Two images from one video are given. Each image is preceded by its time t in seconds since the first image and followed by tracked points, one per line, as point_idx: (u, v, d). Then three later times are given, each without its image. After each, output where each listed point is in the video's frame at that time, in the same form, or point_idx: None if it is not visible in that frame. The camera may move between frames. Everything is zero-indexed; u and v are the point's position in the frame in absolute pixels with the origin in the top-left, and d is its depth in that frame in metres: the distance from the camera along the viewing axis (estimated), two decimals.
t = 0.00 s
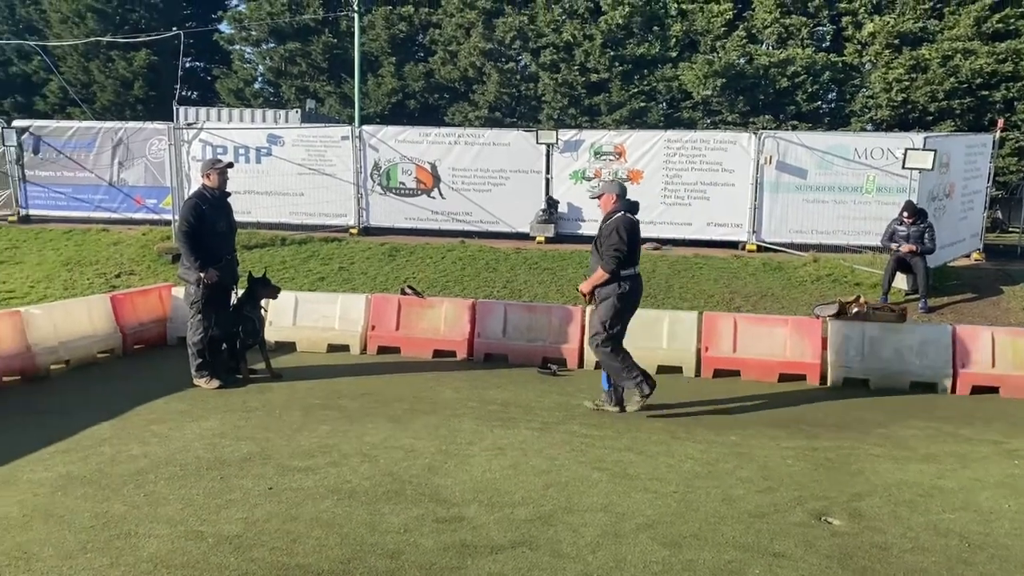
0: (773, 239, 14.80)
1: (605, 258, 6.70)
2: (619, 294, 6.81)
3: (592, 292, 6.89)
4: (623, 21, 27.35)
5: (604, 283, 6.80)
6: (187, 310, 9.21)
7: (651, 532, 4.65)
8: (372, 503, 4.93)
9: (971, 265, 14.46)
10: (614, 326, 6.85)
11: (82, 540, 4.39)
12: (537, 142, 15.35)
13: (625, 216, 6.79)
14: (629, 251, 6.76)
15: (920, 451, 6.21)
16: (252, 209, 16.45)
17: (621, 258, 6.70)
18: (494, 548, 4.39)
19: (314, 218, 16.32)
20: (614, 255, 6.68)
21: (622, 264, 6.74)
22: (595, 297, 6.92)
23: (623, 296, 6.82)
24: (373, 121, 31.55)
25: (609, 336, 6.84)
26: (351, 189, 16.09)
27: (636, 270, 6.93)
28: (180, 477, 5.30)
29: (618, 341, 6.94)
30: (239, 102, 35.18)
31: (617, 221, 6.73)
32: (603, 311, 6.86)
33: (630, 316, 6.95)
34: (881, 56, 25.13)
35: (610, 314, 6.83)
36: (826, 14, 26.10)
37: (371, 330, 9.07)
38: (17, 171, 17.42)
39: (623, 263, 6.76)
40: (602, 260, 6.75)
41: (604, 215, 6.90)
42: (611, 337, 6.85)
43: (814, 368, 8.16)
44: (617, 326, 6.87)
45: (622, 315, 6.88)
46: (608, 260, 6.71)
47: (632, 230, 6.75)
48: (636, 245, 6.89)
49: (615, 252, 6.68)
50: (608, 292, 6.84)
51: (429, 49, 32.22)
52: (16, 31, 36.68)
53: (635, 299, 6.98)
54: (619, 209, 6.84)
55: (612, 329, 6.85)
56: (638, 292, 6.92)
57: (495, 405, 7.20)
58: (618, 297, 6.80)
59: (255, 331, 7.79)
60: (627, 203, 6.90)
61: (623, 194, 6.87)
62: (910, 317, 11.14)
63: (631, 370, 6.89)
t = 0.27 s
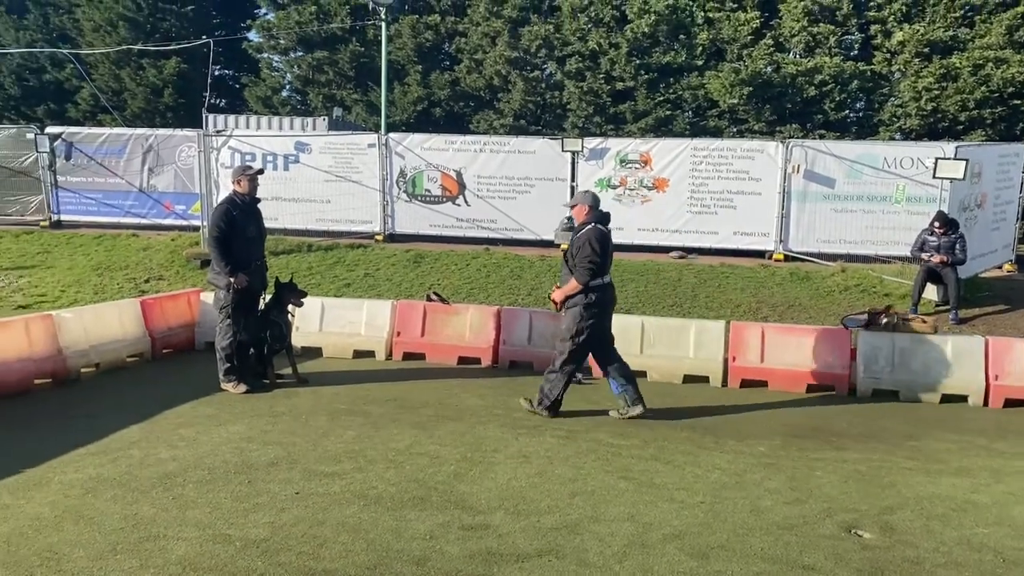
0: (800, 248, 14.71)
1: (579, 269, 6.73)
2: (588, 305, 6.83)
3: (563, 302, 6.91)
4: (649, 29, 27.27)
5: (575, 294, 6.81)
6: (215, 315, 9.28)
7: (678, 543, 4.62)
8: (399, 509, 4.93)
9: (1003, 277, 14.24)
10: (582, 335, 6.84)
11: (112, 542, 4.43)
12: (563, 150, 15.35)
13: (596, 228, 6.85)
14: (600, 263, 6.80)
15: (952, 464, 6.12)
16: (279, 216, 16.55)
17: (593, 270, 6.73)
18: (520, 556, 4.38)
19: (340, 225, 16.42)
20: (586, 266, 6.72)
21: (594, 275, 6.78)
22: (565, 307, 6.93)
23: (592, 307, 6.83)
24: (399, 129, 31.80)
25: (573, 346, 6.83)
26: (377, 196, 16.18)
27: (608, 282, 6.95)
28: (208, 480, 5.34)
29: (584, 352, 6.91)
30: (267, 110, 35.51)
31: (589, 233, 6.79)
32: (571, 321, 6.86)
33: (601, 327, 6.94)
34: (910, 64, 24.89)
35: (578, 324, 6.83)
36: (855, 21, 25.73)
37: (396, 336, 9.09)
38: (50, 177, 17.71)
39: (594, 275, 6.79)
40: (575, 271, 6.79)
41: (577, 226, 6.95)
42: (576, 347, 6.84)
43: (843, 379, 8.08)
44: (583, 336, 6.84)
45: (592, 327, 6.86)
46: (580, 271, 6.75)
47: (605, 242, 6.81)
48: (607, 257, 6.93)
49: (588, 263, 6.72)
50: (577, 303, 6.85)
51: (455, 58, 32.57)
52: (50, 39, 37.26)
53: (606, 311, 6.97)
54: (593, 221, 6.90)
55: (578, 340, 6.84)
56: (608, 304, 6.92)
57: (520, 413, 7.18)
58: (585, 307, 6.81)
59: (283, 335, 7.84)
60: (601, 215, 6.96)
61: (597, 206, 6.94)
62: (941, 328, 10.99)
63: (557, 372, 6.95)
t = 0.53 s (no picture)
0: (826, 257, 14.58)
1: (536, 265, 6.81)
2: (554, 301, 6.89)
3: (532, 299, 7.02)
4: (675, 36, 27.21)
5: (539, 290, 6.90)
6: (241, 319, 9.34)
7: (702, 552, 4.57)
8: (420, 514, 4.93)
9: None
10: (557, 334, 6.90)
11: (136, 543, 4.46)
12: (587, 156, 15.32)
13: (564, 225, 6.88)
14: (563, 259, 6.83)
15: (982, 476, 6.01)
16: (305, 221, 16.65)
17: (552, 266, 6.77)
18: (542, 563, 4.35)
19: (365, 231, 16.50)
20: (544, 261, 6.77)
21: (556, 272, 6.83)
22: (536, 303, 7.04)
23: (559, 303, 6.88)
24: (423, 135, 31.92)
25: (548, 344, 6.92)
26: (401, 202, 16.26)
27: (577, 279, 6.99)
28: (232, 483, 5.36)
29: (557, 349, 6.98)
30: (292, 116, 35.80)
31: (554, 230, 6.84)
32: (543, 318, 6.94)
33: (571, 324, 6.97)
34: (939, 71, 24.74)
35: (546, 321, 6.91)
36: (882, 28, 25.44)
37: (419, 342, 9.11)
38: (79, 182, 17.98)
39: (558, 271, 6.84)
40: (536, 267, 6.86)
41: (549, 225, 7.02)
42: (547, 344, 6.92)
43: (869, 389, 7.99)
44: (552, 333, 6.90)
45: (560, 324, 6.91)
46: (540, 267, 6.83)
47: (567, 240, 6.83)
48: (576, 254, 6.96)
49: (546, 259, 6.77)
50: (545, 299, 6.93)
51: (480, 65, 32.62)
52: (81, 46, 37.82)
53: (576, 308, 7.02)
54: (561, 219, 6.94)
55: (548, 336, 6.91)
56: (577, 301, 6.95)
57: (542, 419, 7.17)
58: (552, 304, 6.88)
59: (307, 340, 7.89)
60: (572, 213, 6.98)
61: (566, 204, 6.96)
62: (971, 339, 10.83)
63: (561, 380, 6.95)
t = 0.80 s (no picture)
0: (850, 264, 14.44)
1: (507, 274, 6.90)
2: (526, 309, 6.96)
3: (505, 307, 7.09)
4: (697, 41, 27.13)
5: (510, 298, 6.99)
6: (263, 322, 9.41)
7: (722, 560, 4.54)
8: (439, 518, 4.93)
9: None
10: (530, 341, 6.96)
11: (158, 543, 4.50)
12: (608, 162, 15.30)
13: (534, 234, 6.97)
14: (534, 268, 6.91)
15: (1009, 487, 5.92)
16: (327, 226, 16.78)
17: (522, 274, 6.85)
18: (560, 569, 4.34)
19: (386, 235, 16.57)
20: (515, 270, 6.85)
21: (527, 280, 6.92)
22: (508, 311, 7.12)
23: (531, 311, 6.94)
24: (445, 140, 32.04)
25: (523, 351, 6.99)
26: (422, 207, 16.32)
27: (547, 286, 7.08)
28: (252, 485, 5.39)
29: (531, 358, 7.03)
30: (315, 122, 36.02)
31: (523, 239, 6.92)
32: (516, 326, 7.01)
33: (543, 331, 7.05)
34: (966, 77, 24.53)
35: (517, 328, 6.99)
36: (908, 34, 25.21)
37: (439, 346, 9.12)
38: (105, 186, 18.21)
39: (529, 278, 6.92)
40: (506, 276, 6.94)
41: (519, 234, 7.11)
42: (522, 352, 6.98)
43: (893, 398, 7.91)
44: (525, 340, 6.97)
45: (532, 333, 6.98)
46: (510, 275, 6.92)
47: (538, 248, 6.91)
48: (546, 263, 7.04)
49: (517, 268, 6.86)
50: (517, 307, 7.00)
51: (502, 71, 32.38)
52: (109, 52, 38.28)
53: (547, 316, 7.09)
54: (531, 228, 7.03)
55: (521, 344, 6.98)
56: (548, 308, 7.03)
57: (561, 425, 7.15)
58: (523, 312, 6.95)
59: (328, 343, 7.93)
60: (542, 222, 7.08)
61: (536, 214, 7.06)
62: (997, 347, 10.68)
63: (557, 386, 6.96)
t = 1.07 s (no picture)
0: (873, 270, 14.32)
1: (493, 271, 7.03)
2: (504, 305, 7.14)
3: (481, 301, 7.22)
4: (719, 46, 27.03)
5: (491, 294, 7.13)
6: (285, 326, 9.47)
7: (743, 568, 4.51)
8: (459, 522, 4.94)
9: None
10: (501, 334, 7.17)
11: (180, 545, 4.54)
12: (629, 167, 15.28)
13: (517, 233, 7.12)
14: (515, 265, 7.08)
15: None
16: (348, 230, 16.86)
17: (507, 272, 7.01)
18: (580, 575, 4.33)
19: (407, 240, 16.64)
20: (501, 268, 7.01)
21: (509, 277, 7.08)
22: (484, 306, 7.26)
23: (508, 308, 7.14)
24: (465, 146, 32.10)
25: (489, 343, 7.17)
26: (442, 212, 16.35)
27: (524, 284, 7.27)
28: (273, 487, 5.43)
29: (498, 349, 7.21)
30: (337, 127, 36.21)
31: (506, 237, 7.07)
32: (489, 320, 7.17)
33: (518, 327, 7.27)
34: (992, 82, 24.24)
35: (493, 322, 7.15)
36: (932, 39, 24.98)
37: (458, 351, 9.14)
38: (130, 190, 18.42)
39: (511, 276, 7.09)
40: (490, 273, 7.08)
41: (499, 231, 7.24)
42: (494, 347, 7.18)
43: (916, 406, 7.83)
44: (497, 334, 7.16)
45: (506, 327, 7.16)
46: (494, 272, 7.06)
47: (522, 247, 7.09)
48: (526, 260, 7.22)
49: (503, 266, 7.01)
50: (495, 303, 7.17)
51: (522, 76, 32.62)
52: (134, 57, 38.72)
53: (523, 311, 7.29)
54: (514, 226, 7.18)
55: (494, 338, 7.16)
56: (523, 305, 7.24)
57: (580, 430, 7.14)
58: (501, 307, 7.13)
59: (349, 347, 7.98)
60: (523, 220, 7.25)
61: (519, 212, 7.21)
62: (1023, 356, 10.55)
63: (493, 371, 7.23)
